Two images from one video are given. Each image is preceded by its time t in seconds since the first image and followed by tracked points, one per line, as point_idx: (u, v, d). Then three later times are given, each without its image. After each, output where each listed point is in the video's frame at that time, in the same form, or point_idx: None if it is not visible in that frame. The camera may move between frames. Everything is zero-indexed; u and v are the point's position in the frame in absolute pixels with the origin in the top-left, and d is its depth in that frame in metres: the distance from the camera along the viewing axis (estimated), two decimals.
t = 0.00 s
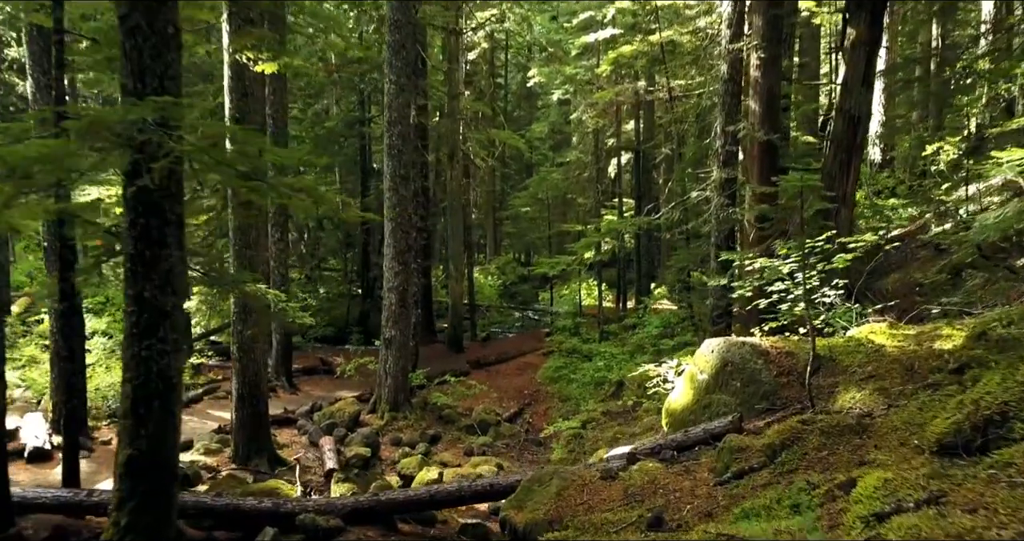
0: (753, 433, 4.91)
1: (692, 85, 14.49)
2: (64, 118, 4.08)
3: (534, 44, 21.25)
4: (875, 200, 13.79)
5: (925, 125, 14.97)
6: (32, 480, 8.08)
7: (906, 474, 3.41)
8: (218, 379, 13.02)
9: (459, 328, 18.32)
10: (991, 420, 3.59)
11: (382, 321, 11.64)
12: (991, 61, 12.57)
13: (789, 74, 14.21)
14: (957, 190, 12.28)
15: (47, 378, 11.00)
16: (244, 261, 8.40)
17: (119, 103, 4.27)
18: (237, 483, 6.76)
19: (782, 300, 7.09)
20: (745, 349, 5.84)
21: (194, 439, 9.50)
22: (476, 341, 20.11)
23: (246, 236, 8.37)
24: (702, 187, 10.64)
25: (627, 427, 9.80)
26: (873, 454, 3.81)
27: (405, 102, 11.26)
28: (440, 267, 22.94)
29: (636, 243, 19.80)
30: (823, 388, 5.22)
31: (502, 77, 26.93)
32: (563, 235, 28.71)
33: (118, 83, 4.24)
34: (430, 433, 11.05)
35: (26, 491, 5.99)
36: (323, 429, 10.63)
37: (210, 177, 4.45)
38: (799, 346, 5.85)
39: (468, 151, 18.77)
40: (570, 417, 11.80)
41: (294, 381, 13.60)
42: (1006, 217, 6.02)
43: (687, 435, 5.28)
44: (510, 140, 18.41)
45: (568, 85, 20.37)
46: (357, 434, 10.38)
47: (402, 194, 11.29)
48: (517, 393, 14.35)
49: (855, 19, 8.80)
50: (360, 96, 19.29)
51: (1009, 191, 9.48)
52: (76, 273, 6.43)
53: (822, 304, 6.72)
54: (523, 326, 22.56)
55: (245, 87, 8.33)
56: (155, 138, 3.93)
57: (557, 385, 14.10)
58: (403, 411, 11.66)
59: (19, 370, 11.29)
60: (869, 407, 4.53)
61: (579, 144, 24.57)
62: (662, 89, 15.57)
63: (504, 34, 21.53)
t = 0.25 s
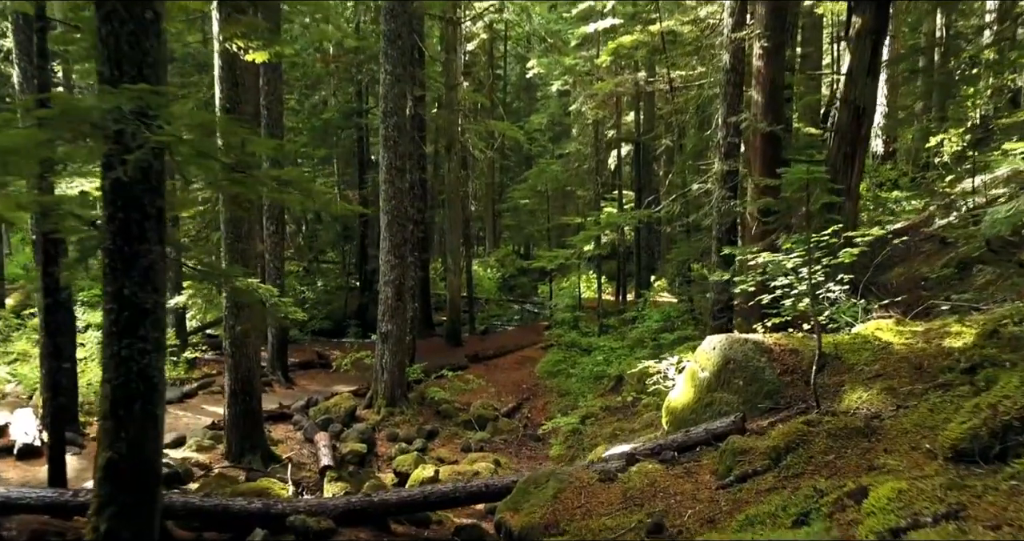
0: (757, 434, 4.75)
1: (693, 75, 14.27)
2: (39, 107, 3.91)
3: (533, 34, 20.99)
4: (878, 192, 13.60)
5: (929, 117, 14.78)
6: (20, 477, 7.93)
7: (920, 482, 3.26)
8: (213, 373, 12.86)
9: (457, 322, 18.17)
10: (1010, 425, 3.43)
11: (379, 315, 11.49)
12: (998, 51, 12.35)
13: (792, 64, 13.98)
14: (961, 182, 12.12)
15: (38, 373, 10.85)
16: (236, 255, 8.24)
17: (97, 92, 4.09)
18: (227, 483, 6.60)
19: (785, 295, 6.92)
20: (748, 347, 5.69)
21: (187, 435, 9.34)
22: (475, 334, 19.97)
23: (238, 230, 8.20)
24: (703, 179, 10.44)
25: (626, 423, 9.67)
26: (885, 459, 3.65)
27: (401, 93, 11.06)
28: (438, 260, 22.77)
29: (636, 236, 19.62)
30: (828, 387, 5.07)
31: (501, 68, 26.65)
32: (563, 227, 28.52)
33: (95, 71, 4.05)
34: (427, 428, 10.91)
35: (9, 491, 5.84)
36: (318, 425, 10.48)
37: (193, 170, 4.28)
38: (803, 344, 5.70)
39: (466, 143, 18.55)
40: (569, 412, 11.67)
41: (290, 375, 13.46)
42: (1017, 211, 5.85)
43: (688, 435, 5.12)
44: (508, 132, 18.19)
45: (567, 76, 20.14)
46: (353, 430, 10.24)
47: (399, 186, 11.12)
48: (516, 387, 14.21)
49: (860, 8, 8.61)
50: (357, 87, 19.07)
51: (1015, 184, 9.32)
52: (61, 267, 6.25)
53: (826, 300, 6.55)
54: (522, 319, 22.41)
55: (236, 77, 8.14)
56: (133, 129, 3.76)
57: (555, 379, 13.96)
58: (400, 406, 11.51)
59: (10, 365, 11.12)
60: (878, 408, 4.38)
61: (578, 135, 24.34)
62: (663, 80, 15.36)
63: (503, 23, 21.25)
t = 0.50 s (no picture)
0: (760, 437, 4.59)
1: (694, 66, 14.05)
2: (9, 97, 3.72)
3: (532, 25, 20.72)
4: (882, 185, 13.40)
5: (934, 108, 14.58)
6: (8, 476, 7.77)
7: (935, 493, 3.11)
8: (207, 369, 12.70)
9: (456, 316, 18.01)
10: None
11: (375, 310, 11.33)
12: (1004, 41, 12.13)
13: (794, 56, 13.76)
14: (965, 175, 11.94)
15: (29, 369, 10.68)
16: (227, 250, 8.08)
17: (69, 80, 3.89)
18: (217, 483, 6.43)
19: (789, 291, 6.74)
20: (751, 345, 5.53)
21: (180, 432, 9.18)
22: (473, 328, 19.83)
23: (229, 224, 8.03)
24: (704, 172, 10.25)
25: (626, 420, 9.52)
26: (897, 466, 3.49)
27: (398, 84, 10.85)
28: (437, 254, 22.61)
29: (636, 229, 19.45)
30: (834, 387, 4.91)
31: (500, 60, 26.40)
32: (562, 220, 28.36)
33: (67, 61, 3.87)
34: (424, 424, 10.77)
35: None
36: (313, 422, 10.33)
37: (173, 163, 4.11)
38: (808, 342, 5.54)
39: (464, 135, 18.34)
40: (568, 408, 11.53)
41: (286, 371, 13.32)
42: None
43: (690, 437, 4.96)
44: (507, 124, 17.97)
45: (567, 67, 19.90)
46: (348, 427, 10.10)
47: (395, 179, 10.94)
48: (514, 382, 14.08)
49: None
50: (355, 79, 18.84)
51: (1022, 177, 9.14)
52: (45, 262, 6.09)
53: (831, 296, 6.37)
54: (522, 313, 22.27)
55: (227, 67, 7.94)
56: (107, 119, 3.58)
57: (554, 375, 13.82)
58: (397, 402, 11.34)
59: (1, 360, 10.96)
60: (887, 411, 4.22)
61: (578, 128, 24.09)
62: (664, 70, 15.13)
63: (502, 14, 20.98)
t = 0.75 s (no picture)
0: (765, 441, 4.42)
1: (695, 57, 13.85)
2: None
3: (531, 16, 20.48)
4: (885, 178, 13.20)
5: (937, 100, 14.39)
6: None
7: (951, 507, 2.95)
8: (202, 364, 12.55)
9: (454, 310, 17.86)
10: None
11: (371, 305, 11.16)
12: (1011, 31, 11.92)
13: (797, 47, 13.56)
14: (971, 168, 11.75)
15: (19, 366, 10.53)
16: (218, 245, 7.91)
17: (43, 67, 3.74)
18: (206, 485, 6.28)
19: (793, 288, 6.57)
20: (755, 344, 5.37)
21: (172, 430, 9.04)
22: (472, 323, 19.68)
23: (219, 218, 7.86)
24: (706, 165, 10.07)
25: (626, 417, 9.36)
26: (909, 474, 3.34)
27: (393, 75, 10.65)
28: (435, 248, 22.44)
29: (636, 223, 19.27)
30: (841, 388, 4.75)
31: (499, 52, 26.16)
32: (562, 214, 28.16)
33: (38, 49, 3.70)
34: (421, 421, 10.63)
35: None
36: (308, 419, 10.17)
37: (151, 156, 3.93)
38: (814, 341, 5.38)
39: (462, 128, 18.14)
40: (567, 405, 11.39)
41: (282, 366, 13.17)
42: None
43: (691, 440, 4.80)
44: (506, 116, 17.77)
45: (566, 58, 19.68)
46: (343, 424, 9.95)
47: (391, 172, 10.76)
48: (513, 378, 13.94)
49: None
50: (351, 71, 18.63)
51: None
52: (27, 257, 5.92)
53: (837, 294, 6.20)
54: (521, 308, 22.12)
55: (216, 58, 7.75)
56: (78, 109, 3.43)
57: (553, 370, 13.68)
58: (393, 399, 11.19)
59: None
60: (897, 416, 4.07)
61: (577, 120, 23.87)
62: (664, 62, 14.93)
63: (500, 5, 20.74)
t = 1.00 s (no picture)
0: (770, 446, 4.24)
1: (696, 49, 13.64)
2: None
3: (530, 8, 20.24)
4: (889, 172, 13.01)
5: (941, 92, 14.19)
6: None
7: (970, 520, 2.79)
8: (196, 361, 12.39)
9: (453, 306, 17.69)
10: None
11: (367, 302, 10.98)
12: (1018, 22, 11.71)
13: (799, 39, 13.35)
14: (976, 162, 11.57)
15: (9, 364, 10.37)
16: (208, 240, 7.73)
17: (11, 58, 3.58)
18: (195, 488, 6.12)
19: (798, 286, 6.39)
20: (759, 344, 5.20)
21: (163, 429, 8.88)
22: (471, 318, 19.53)
23: (210, 213, 7.69)
24: (708, 159, 9.87)
25: (625, 416, 9.20)
26: (925, 487, 3.17)
27: (389, 67, 10.45)
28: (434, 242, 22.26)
29: (636, 217, 19.08)
30: (848, 391, 4.57)
31: (497, 44, 25.91)
32: (561, 208, 27.96)
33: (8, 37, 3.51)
34: (417, 419, 10.47)
35: None
36: (303, 417, 10.01)
37: (130, 150, 3.76)
38: (820, 341, 5.21)
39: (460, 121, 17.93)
40: (565, 403, 11.24)
41: (277, 362, 13.02)
42: None
43: (692, 444, 4.62)
44: (505, 109, 17.56)
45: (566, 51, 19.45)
46: (338, 423, 9.80)
47: (386, 166, 10.56)
48: (511, 374, 13.78)
49: None
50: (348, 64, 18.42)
51: None
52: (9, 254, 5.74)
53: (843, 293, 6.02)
54: (520, 303, 21.95)
55: (206, 49, 7.55)
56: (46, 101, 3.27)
57: (552, 367, 13.53)
58: (389, 396, 11.02)
59: None
60: (908, 421, 3.89)
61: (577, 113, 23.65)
62: (664, 54, 14.71)
63: None
